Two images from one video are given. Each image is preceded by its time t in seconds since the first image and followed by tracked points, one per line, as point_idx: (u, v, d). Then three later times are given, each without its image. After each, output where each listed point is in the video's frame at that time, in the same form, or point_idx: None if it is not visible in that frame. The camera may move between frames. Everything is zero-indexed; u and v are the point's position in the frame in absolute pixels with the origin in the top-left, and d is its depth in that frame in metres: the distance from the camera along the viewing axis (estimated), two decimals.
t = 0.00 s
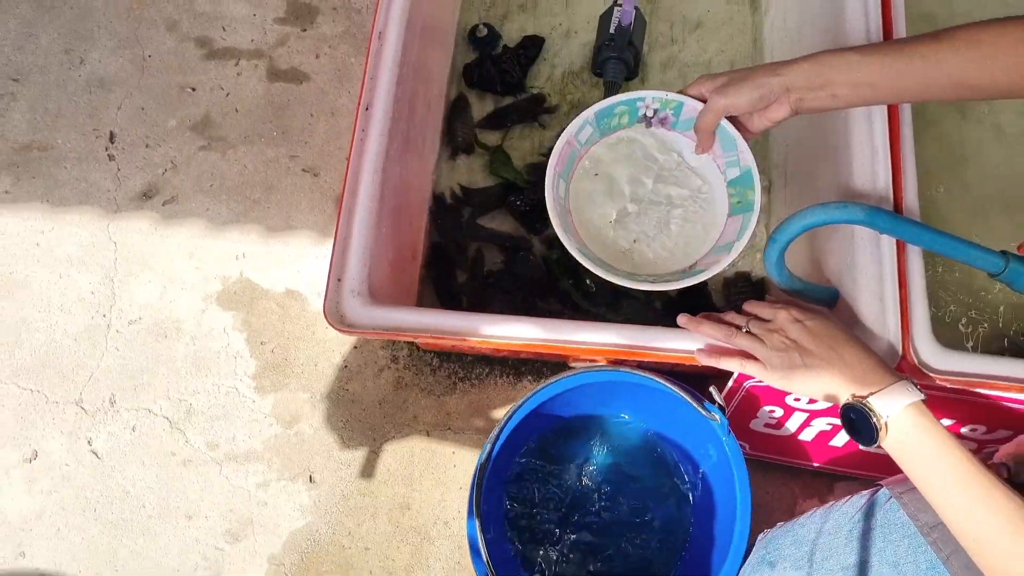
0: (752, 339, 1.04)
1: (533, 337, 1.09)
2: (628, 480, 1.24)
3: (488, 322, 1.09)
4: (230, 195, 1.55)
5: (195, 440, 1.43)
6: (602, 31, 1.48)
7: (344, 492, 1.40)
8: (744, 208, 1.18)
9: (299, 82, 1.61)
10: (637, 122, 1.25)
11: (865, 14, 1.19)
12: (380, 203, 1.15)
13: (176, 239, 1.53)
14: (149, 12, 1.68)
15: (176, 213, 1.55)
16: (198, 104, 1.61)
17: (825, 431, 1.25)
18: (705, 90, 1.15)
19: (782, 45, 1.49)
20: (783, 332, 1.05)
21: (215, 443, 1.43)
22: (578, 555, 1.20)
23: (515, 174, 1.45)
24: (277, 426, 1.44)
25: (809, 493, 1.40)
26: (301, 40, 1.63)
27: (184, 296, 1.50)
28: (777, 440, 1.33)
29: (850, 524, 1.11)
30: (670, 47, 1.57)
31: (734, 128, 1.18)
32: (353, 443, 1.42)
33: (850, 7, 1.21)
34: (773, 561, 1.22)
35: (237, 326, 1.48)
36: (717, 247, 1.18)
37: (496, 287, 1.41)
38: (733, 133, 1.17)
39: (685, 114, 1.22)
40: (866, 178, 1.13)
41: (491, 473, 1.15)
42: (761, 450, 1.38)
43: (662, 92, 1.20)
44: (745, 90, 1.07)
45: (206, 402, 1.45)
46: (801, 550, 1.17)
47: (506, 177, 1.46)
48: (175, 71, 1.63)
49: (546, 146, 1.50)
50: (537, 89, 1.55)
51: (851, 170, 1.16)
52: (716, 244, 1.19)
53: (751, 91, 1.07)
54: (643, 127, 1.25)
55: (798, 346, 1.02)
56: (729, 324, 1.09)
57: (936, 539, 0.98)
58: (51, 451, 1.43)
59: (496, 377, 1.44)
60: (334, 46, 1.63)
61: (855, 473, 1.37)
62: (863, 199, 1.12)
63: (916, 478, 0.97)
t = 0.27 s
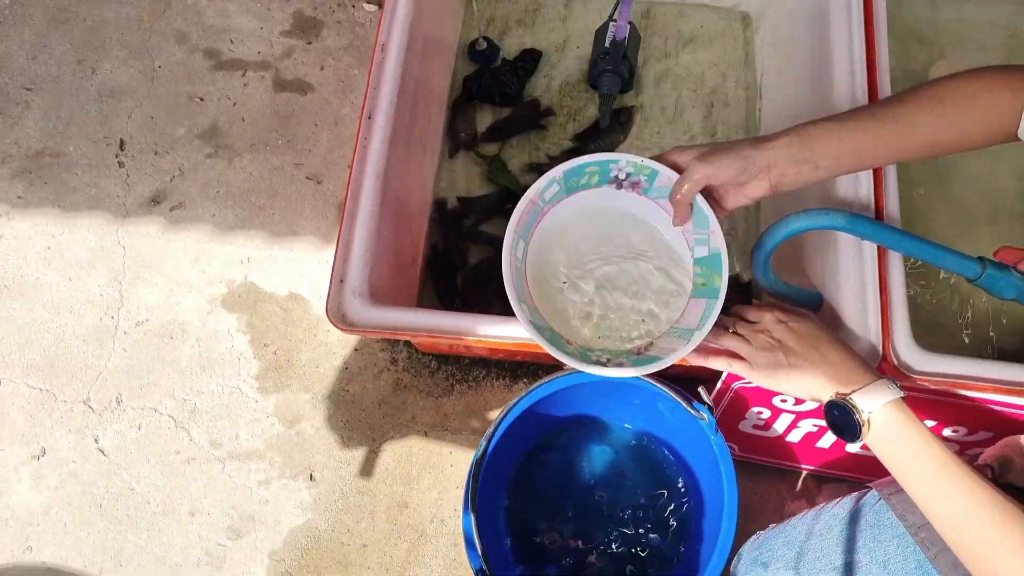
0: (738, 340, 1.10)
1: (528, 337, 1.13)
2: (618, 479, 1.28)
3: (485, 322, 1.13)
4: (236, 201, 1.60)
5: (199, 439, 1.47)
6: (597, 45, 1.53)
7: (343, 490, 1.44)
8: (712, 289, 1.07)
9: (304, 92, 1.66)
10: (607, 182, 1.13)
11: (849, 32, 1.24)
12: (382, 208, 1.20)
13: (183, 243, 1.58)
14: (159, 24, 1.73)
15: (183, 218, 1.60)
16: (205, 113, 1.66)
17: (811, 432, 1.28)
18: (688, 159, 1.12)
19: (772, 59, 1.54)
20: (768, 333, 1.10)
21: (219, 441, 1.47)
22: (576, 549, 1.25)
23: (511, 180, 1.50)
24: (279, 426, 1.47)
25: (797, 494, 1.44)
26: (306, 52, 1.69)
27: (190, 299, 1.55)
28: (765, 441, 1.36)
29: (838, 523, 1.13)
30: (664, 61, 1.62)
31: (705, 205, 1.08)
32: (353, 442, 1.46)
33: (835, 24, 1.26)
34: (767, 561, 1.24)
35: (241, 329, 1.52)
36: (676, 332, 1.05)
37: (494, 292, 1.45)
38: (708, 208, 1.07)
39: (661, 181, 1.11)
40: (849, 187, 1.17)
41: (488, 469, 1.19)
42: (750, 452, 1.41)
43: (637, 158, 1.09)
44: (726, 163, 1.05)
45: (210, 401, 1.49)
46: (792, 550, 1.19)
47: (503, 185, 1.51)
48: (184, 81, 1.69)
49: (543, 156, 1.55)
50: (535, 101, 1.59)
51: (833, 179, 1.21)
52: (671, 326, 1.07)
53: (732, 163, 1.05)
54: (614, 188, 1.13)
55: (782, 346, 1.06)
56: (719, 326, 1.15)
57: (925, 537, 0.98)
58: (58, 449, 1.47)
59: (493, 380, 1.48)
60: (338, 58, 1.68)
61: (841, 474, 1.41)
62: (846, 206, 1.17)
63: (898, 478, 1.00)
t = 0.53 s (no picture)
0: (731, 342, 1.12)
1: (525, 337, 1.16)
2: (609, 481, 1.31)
3: (483, 323, 1.16)
4: (241, 206, 1.63)
5: (201, 438, 1.50)
6: (596, 57, 1.57)
7: (343, 489, 1.46)
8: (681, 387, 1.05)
9: (309, 100, 1.70)
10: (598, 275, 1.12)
11: (840, 45, 1.28)
12: (384, 211, 1.23)
13: (189, 247, 1.61)
14: (169, 34, 1.78)
15: (189, 222, 1.63)
16: (212, 120, 1.70)
17: (804, 436, 1.30)
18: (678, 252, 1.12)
19: (767, 70, 1.57)
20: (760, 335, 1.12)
21: (221, 441, 1.50)
22: (561, 549, 1.28)
23: (512, 189, 1.53)
24: (281, 427, 1.50)
25: (790, 498, 1.45)
26: (312, 61, 1.73)
27: (195, 301, 1.58)
28: (758, 444, 1.38)
29: (839, 526, 1.12)
30: (661, 73, 1.65)
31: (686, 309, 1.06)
32: (353, 443, 1.48)
33: (827, 37, 1.30)
34: (762, 565, 1.22)
35: (245, 330, 1.55)
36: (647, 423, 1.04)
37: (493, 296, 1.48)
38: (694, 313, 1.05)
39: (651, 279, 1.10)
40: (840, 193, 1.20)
41: (484, 465, 1.22)
42: (743, 456, 1.43)
43: (631, 260, 1.07)
44: (719, 268, 1.04)
45: (213, 402, 1.52)
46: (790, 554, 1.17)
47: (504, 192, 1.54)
48: (192, 90, 1.73)
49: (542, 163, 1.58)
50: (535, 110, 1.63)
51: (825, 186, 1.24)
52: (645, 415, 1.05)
53: (728, 270, 1.04)
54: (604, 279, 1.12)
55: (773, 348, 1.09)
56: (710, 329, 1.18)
57: (916, 540, 1.00)
58: (64, 447, 1.50)
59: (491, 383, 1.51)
60: (343, 68, 1.72)
61: (832, 478, 1.43)
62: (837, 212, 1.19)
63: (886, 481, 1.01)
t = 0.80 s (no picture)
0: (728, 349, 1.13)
1: (524, 344, 1.18)
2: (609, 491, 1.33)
3: (482, 329, 1.19)
4: (246, 215, 1.66)
5: (205, 443, 1.52)
6: (596, 71, 1.60)
7: (344, 494, 1.48)
8: (646, 389, 0.94)
9: (314, 112, 1.74)
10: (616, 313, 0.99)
11: (834, 62, 1.31)
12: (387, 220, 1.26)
13: (195, 255, 1.64)
14: (178, 46, 1.81)
15: (195, 231, 1.66)
16: (219, 131, 1.73)
17: (799, 443, 1.31)
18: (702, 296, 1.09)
19: (764, 85, 1.60)
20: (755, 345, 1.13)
21: (225, 446, 1.52)
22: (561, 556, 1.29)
23: (512, 201, 1.57)
24: (283, 432, 1.52)
25: (786, 507, 1.47)
26: (317, 74, 1.77)
27: (200, 308, 1.60)
28: (752, 451, 1.39)
29: (830, 529, 1.14)
30: (660, 87, 1.69)
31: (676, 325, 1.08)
32: (354, 448, 1.51)
33: (822, 55, 1.33)
34: (753, 569, 1.20)
35: (248, 337, 1.58)
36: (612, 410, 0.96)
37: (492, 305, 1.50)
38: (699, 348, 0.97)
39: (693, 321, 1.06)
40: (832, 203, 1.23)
41: (483, 470, 1.24)
42: (739, 463, 1.44)
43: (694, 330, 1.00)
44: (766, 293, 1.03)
45: (216, 407, 1.54)
46: (781, 557, 1.17)
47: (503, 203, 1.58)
48: (200, 101, 1.76)
49: (542, 174, 1.60)
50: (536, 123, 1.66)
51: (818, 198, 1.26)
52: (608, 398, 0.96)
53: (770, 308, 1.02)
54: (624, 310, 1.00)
55: (768, 357, 1.11)
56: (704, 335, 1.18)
57: (902, 545, 1.03)
58: (69, 451, 1.52)
59: (491, 391, 1.53)
60: (348, 81, 1.76)
61: (827, 487, 1.45)
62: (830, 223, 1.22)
63: (874, 486, 1.03)
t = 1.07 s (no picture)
0: (718, 355, 1.14)
1: (519, 349, 1.20)
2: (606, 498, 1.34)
3: (478, 334, 1.20)
4: (247, 222, 1.68)
5: (203, 447, 1.53)
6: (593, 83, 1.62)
7: (340, 498, 1.49)
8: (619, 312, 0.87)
9: (316, 121, 1.76)
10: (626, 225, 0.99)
11: (828, 73, 1.33)
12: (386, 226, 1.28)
13: (196, 261, 1.66)
14: (182, 55, 1.84)
15: (197, 236, 1.68)
16: (222, 139, 1.76)
17: (791, 451, 1.32)
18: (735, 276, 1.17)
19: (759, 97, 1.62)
20: (745, 351, 1.15)
21: (223, 449, 1.53)
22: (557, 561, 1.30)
23: (510, 209, 1.59)
24: (281, 436, 1.53)
25: (778, 514, 1.48)
26: (319, 83, 1.80)
27: (200, 313, 1.62)
28: (744, 459, 1.40)
29: (807, 535, 1.15)
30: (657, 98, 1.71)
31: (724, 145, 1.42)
32: (351, 453, 1.52)
33: (816, 65, 1.35)
34: None
35: (248, 342, 1.60)
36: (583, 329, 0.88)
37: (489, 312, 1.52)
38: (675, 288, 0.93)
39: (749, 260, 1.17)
40: (825, 213, 1.24)
41: (478, 476, 1.26)
42: (732, 470, 1.44)
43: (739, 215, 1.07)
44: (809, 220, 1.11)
45: (215, 411, 1.56)
46: (760, 563, 1.18)
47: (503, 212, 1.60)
48: (203, 109, 1.79)
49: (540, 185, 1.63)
50: (534, 133, 1.68)
51: (811, 208, 1.28)
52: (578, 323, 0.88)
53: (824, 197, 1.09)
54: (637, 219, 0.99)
55: (758, 364, 1.12)
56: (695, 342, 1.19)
57: (878, 551, 1.04)
58: (69, 453, 1.54)
59: (487, 397, 1.55)
60: (349, 91, 1.79)
61: (819, 495, 1.46)
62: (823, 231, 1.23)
63: (857, 491, 1.05)
